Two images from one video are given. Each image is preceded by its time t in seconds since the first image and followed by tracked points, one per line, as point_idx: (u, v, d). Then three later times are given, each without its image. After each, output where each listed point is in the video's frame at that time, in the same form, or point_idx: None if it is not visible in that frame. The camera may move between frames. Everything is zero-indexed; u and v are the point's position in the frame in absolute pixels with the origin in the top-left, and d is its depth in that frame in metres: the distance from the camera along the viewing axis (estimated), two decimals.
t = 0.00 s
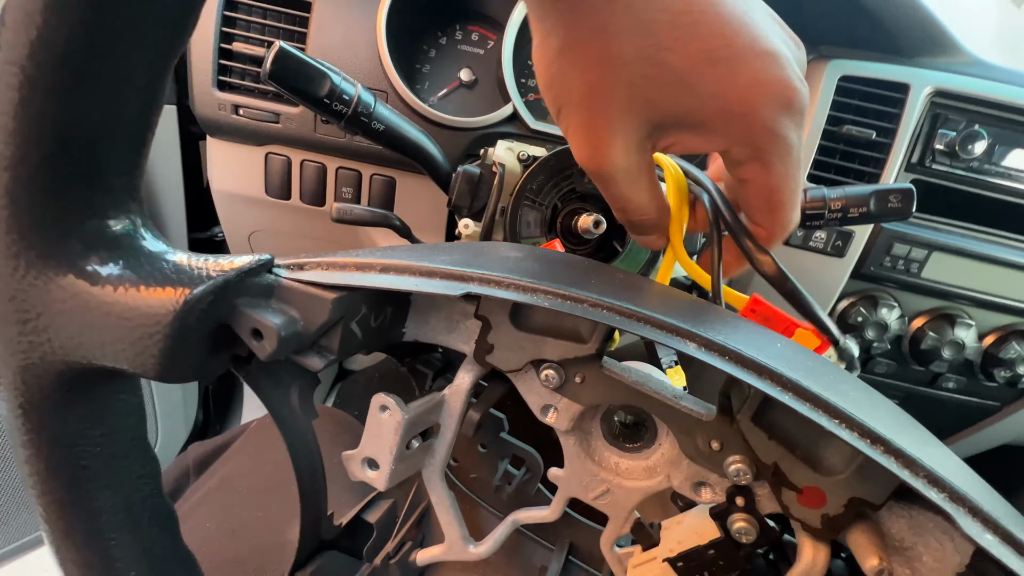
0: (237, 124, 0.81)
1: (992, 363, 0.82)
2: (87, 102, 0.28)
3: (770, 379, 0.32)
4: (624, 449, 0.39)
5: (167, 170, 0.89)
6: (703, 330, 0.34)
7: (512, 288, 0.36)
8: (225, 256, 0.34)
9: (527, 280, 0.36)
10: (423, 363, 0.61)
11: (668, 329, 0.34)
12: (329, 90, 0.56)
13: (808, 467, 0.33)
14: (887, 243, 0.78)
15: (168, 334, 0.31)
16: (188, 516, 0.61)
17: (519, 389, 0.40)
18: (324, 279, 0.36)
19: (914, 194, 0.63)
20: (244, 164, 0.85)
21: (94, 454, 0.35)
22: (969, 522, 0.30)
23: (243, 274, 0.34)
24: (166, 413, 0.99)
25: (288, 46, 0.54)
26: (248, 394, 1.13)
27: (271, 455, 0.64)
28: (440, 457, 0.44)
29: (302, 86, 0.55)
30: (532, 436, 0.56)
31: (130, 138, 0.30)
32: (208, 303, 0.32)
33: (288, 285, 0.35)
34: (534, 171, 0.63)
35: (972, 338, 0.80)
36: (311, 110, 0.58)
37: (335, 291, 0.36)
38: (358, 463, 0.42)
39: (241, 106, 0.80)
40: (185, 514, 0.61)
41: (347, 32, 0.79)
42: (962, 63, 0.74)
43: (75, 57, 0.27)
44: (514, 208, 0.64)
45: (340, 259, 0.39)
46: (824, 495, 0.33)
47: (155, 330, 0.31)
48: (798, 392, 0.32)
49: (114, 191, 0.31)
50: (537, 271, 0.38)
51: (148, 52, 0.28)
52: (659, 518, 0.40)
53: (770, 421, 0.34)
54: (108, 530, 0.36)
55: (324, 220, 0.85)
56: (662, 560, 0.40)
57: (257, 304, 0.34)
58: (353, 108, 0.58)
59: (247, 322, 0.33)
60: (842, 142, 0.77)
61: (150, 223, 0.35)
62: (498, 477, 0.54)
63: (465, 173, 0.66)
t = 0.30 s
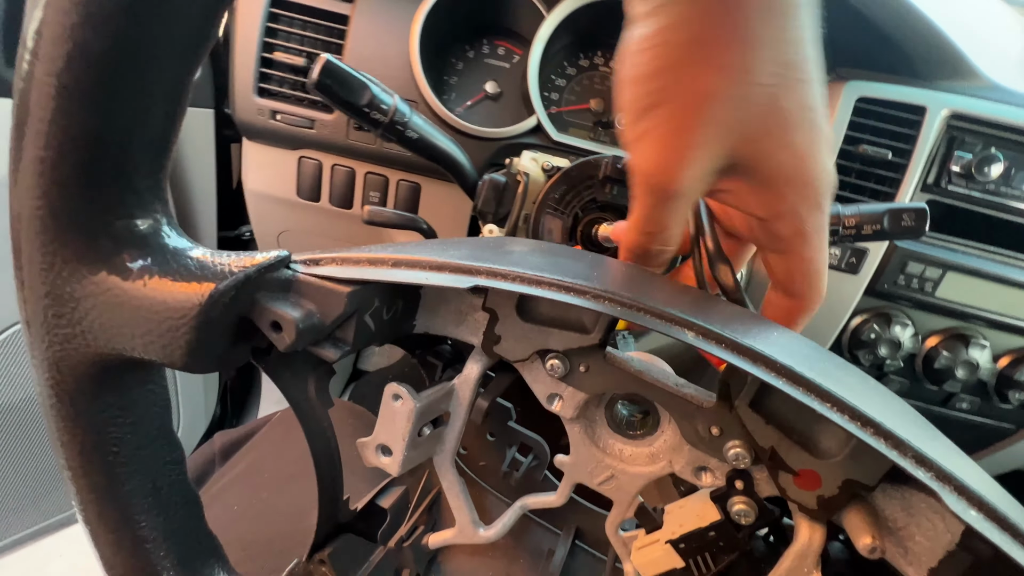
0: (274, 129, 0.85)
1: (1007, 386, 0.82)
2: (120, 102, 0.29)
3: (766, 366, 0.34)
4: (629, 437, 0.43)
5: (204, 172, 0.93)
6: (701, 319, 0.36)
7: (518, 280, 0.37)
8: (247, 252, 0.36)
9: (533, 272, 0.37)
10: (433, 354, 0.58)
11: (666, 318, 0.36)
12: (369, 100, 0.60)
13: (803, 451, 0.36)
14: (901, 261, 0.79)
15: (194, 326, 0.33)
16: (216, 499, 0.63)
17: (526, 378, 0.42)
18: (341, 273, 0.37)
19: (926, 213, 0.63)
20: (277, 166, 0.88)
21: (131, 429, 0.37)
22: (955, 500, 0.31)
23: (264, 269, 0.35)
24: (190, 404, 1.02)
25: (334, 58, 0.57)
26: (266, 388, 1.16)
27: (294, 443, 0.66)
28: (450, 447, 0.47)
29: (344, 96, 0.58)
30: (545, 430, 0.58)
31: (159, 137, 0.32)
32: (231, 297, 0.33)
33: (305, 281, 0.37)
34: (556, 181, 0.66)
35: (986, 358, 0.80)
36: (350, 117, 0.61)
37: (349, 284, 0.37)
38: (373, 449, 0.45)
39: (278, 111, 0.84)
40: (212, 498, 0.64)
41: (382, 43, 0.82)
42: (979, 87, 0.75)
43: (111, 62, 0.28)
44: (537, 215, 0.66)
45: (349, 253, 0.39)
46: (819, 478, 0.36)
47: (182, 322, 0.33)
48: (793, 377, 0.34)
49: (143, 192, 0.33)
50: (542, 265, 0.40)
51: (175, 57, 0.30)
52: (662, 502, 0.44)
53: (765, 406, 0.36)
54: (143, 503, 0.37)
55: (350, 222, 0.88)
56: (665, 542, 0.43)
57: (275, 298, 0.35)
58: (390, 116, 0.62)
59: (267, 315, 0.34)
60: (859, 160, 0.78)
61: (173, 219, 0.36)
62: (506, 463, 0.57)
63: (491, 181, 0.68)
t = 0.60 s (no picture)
0: (301, 131, 0.87)
1: (1012, 399, 0.83)
2: (79, 109, 0.30)
3: (764, 345, 0.36)
4: (629, 415, 0.47)
5: (228, 172, 0.95)
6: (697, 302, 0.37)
7: (507, 271, 0.37)
8: (227, 256, 0.35)
9: (523, 262, 0.37)
10: (430, 344, 0.57)
11: (661, 304, 0.36)
12: (401, 106, 0.62)
13: (802, 424, 0.39)
14: (911, 274, 0.80)
15: (179, 335, 0.32)
16: (238, 489, 0.65)
17: (525, 364, 0.46)
18: (324, 272, 0.36)
19: (938, 227, 0.65)
20: (301, 167, 0.90)
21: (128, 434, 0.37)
22: (953, 470, 0.33)
23: (244, 273, 0.34)
24: (206, 399, 1.04)
25: (370, 66, 0.59)
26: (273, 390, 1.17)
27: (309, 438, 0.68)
28: (450, 434, 0.48)
29: (378, 102, 0.61)
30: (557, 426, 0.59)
31: (121, 140, 0.32)
32: (215, 304, 0.33)
33: (288, 281, 0.36)
34: (578, 189, 0.68)
35: (994, 371, 0.81)
36: (382, 121, 0.63)
37: (337, 284, 0.36)
38: (375, 444, 0.46)
39: (306, 113, 0.86)
40: (234, 488, 0.65)
41: (409, 49, 0.84)
42: (990, 104, 0.78)
43: (60, 68, 0.29)
44: (558, 219, 0.68)
45: (334, 250, 0.38)
46: (817, 449, 0.39)
47: (166, 331, 0.33)
48: (791, 356, 0.35)
49: (108, 198, 0.33)
50: (532, 254, 0.40)
51: (128, 60, 0.30)
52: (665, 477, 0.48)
53: (763, 384, 0.39)
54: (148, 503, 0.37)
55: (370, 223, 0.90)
56: (667, 515, 0.47)
57: (261, 301, 0.35)
58: (420, 121, 0.64)
59: (255, 320, 0.34)
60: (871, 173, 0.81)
61: (145, 225, 0.36)
62: (507, 447, 0.59)
63: (513, 186, 0.70)
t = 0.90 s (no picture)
0: (306, 130, 0.87)
1: (1013, 405, 0.83)
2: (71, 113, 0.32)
3: (764, 350, 0.36)
4: (627, 415, 0.47)
5: (233, 170, 0.95)
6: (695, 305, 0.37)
7: (505, 274, 0.37)
8: (222, 261, 0.37)
9: (521, 265, 0.38)
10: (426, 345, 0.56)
11: (660, 308, 0.36)
12: (408, 107, 0.62)
13: (801, 426, 0.39)
14: (913, 280, 0.81)
15: (173, 340, 0.35)
16: (241, 486, 0.65)
17: (522, 365, 0.46)
18: (319, 276, 0.38)
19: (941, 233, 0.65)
20: (306, 165, 0.90)
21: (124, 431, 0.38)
22: (953, 473, 0.33)
23: (238, 279, 0.36)
24: (208, 396, 1.04)
25: (378, 67, 0.60)
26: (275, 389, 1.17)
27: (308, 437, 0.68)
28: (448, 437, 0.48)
29: (385, 102, 0.61)
30: (557, 428, 0.60)
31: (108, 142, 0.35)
32: (208, 309, 0.35)
33: (281, 284, 0.38)
34: (581, 192, 0.68)
35: (994, 378, 0.81)
36: (389, 122, 0.64)
37: (330, 288, 0.38)
38: (373, 446, 0.47)
39: (311, 112, 0.86)
40: (236, 485, 0.66)
41: (414, 50, 0.84)
42: (995, 112, 0.78)
43: (43, 74, 0.31)
44: (561, 222, 0.69)
45: (329, 253, 0.40)
46: (816, 451, 0.40)
47: (161, 335, 0.35)
48: (792, 360, 0.35)
49: (97, 203, 0.36)
50: (530, 257, 0.40)
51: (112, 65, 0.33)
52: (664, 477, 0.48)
53: (762, 385, 0.39)
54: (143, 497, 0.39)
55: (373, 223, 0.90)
56: (665, 515, 0.48)
57: (256, 306, 0.37)
58: (427, 122, 0.64)
59: (249, 326, 0.37)
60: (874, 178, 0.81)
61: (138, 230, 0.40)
62: (507, 447, 0.59)
63: (518, 188, 0.69)
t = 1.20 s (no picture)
0: (291, 123, 0.85)
1: (1006, 406, 0.83)
2: (38, 97, 0.31)
3: (764, 361, 0.35)
4: (621, 424, 0.46)
5: (218, 164, 0.94)
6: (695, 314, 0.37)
7: (502, 276, 0.37)
8: (203, 252, 0.36)
9: (517, 268, 0.38)
10: (418, 347, 0.54)
11: (659, 315, 0.36)
12: (390, 97, 0.61)
13: (798, 440, 0.39)
14: (907, 279, 0.80)
15: (149, 333, 0.34)
16: (221, 487, 0.64)
17: (515, 371, 0.45)
18: (308, 272, 0.37)
19: (937, 232, 0.64)
20: (292, 160, 0.89)
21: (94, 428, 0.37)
22: (956, 494, 0.33)
23: (220, 271, 0.35)
24: (192, 393, 1.02)
25: (358, 56, 0.58)
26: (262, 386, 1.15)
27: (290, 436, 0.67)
28: (435, 440, 0.48)
29: (367, 93, 0.59)
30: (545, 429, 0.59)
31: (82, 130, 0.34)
32: (188, 303, 0.34)
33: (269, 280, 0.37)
34: (568, 187, 0.67)
35: (987, 378, 0.81)
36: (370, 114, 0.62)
37: (319, 285, 0.37)
38: (357, 450, 0.46)
39: (295, 104, 0.84)
40: (215, 487, 0.64)
41: (402, 41, 0.83)
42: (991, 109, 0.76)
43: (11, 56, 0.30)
44: (550, 216, 0.67)
45: (319, 249, 0.39)
46: (814, 467, 0.39)
47: (136, 329, 0.34)
48: (793, 373, 0.35)
49: (73, 189, 0.35)
50: (526, 260, 0.40)
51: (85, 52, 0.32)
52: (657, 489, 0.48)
53: (760, 397, 0.39)
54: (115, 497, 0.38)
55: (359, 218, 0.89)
56: (657, 527, 0.47)
57: (239, 302, 0.36)
58: (409, 114, 0.63)
59: (231, 322, 0.36)
60: (867, 177, 0.79)
61: (116, 219, 0.38)
62: (496, 452, 0.58)
63: (505, 183, 0.68)
